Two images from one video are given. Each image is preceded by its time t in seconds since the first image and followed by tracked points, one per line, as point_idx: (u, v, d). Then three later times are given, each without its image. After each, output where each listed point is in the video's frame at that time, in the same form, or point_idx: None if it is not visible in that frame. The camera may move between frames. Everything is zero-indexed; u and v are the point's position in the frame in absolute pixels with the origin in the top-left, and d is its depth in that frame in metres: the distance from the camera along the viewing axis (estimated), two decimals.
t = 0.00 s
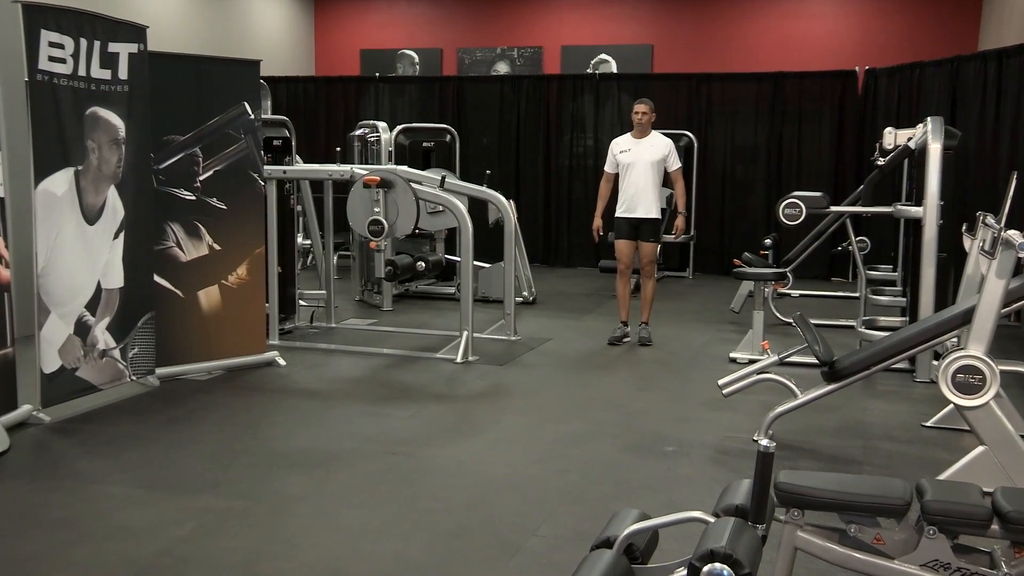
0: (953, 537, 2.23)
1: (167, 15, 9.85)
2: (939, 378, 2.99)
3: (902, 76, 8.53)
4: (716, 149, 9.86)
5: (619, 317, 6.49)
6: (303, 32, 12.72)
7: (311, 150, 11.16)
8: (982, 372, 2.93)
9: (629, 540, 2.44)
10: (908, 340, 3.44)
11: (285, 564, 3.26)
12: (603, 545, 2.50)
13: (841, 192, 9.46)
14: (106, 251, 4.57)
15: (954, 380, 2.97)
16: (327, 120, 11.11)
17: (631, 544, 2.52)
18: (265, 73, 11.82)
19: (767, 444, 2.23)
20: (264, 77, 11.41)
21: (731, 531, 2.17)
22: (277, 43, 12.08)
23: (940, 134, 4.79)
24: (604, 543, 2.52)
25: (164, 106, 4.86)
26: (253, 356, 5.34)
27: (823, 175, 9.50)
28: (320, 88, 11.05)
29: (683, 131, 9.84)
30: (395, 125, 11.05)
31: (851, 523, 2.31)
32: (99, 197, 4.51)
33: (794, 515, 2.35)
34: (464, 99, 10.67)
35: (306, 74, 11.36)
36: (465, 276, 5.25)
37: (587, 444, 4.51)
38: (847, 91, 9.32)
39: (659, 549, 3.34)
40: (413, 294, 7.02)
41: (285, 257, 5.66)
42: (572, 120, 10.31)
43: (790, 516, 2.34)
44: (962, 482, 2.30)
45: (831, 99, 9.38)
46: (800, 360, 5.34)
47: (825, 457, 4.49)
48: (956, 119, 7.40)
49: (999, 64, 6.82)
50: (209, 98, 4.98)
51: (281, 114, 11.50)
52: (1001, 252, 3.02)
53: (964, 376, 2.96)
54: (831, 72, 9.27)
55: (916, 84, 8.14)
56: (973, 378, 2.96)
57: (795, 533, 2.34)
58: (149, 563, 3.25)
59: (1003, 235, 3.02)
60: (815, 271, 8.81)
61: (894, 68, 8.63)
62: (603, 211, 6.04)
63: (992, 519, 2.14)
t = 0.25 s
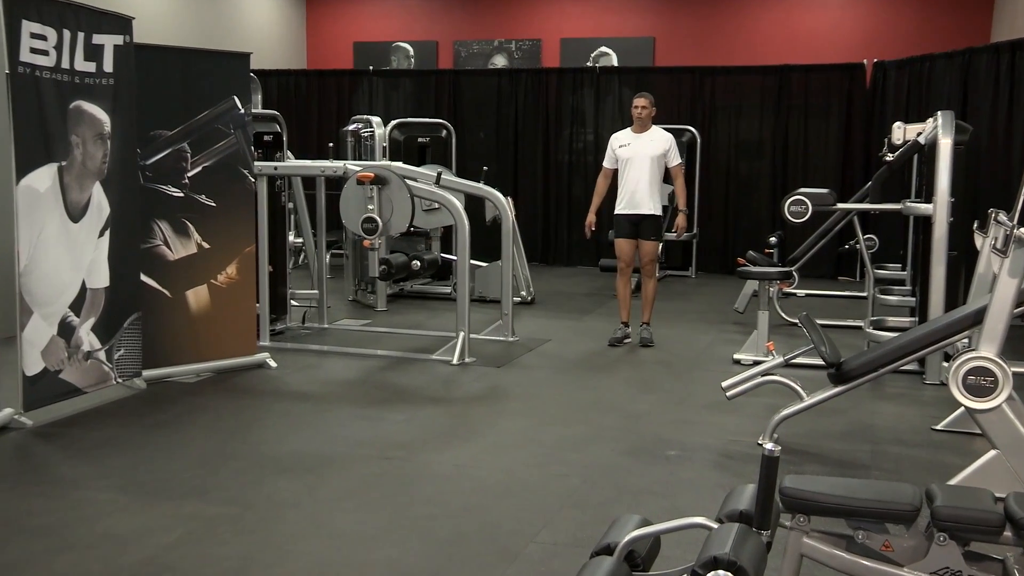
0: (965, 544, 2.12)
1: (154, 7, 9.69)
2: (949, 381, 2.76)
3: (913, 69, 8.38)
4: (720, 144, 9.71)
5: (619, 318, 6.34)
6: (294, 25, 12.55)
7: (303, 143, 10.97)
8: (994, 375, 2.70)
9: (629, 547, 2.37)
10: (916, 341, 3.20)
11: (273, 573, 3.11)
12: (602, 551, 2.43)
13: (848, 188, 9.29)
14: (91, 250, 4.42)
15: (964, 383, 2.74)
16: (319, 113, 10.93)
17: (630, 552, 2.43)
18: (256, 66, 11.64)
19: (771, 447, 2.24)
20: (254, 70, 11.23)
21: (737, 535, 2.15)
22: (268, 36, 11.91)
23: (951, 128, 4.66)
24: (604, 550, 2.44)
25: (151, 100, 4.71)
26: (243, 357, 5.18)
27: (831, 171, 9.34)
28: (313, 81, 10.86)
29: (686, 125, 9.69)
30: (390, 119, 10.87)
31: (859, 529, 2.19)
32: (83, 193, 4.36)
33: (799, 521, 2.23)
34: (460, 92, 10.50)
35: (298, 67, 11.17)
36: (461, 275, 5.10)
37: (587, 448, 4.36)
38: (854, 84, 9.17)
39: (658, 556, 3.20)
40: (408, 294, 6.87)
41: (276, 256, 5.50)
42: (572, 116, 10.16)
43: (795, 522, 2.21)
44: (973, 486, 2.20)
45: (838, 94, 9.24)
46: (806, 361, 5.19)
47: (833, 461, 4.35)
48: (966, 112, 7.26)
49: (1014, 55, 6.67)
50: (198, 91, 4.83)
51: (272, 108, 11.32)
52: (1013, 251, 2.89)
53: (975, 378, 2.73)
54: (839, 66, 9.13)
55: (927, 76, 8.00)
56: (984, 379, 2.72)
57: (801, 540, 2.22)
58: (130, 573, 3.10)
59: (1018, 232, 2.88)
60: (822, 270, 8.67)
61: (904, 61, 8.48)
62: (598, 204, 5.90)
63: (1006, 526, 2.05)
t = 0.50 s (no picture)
0: (979, 553, 2.07)
1: None
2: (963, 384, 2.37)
3: (924, 60, 8.21)
4: (726, 139, 9.55)
5: (621, 318, 6.17)
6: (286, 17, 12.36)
7: (296, 137, 10.77)
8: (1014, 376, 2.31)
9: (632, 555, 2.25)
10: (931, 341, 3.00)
11: None
12: (601, 560, 2.33)
13: (858, 182, 9.11)
14: (75, 248, 4.26)
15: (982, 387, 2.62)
16: (312, 106, 10.74)
17: (634, 560, 2.33)
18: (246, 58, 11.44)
19: (780, 451, 2.11)
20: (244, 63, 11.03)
21: (744, 542, 2.11)
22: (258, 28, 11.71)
23: (965, 122, 4.50)
24: (607, 558, 2.33)
25: (136, 93, 4.54)
26: (232, 360, 5.01)
27: (841, 166, 9.16)
28: (306, 73, 10.68)
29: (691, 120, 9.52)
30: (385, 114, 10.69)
31: (870, 536, 2.15)
32: (66, 189, 4.19)
33: (808, 529, 2.19)
34: (457, 86, 10.32)
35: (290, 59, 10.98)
36: (458, 274, 4.94)
37: (589, 453, 4.19)
38: (864, 77, 8.99)
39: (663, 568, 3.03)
40: (404, 294, 6.70)
41: (268, 255, 5.34)
42: (573, 111, 10.01)
43: (804, 529, 2.17)
44: (988, 494, 2.14)
45: (846, 86, 9.06)
46: (814, 363, 5.02)
47: (844, 467, 4.18)
48: (981, 104, 7.10)
49: None
50: (185, 84, 4.67)
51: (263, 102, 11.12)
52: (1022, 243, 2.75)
53: (991, 381, 2.35)
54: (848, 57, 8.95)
55: (940, 67, 7.85)
56: (1001, 382, 2.34)
57: (811, 549, 2.17)
58: None
59: None
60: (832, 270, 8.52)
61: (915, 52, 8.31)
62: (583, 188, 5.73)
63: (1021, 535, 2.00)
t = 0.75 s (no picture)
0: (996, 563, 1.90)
1: None
2: (977, 387, 2.60)
3: (939, 52, 8.02)
4: (732, 135, 9.32)
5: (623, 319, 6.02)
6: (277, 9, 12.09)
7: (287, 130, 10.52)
8: None
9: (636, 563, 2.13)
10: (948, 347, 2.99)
11: None
12: (602, 568, 2.21)
13: (868, 178, 8.89)
14: (60, 247, 4.11)
15: (993, 390, 2.58)
16: (304, 98, 10.48)
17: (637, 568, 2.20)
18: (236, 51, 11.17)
19: (787, 456, 1.93)
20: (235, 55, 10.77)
21: (750, 551, 1.94)
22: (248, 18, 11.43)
23: (979, 116, 4.36)
24: (608, 566, 2.21)
25: (124, 86, 4.39)
26: (223, 361, 4.87)
27: (850, 160, 8.94)
28: (298, 65, 10.40)
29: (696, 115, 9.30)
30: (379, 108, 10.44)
31: (880, 544, 1.98)
32: (51, 185, 4.04)
33: (816, 536, 2.03)
34: (454, 79, 10.08)
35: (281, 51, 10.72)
36: (456, 273, 4.79)
37: (592, 458, 4.04)
38: (875, 70, 8.78)
39: None
40: (399, 295, 6.54)
41: (259, 253, 5.19)
42: (574, 105, 9.77)
43: (812, 536, 2.01)
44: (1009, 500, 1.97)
45: (856, 79, 8.85)
46: (822, 365, 4.87)
47: (856, 472, 4.03)
48: (996, 99, 6.94)
49: None
50: (174, 77, 4.53)
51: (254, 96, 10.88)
52: None
53: (1004, 384, 2.57)
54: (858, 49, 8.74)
55: (953, 63, 7.72)
56: (1015, 385, 2.56)
57: (818, 557, 2.02)
58: None
59: None
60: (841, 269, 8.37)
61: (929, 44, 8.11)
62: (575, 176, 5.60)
63: None
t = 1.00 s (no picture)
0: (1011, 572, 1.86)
1: None
2: (992, 390, 2.51)
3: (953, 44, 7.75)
4: (738, 128, 8.99)
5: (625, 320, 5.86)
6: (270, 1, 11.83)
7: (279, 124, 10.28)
8: None
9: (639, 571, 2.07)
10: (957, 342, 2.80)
11: None
12: None
13: (881, 172, 8.58)
14: (42, 245, 3.95)
15: (1009, 393, 2.48)
16: (295, 92, 10.23)
17: None
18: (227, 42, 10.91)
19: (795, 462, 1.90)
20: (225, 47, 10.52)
21: (757, 558, 1.85)
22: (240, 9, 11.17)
23: (995, 109, 4.21)
24: None
25: (108, 79, 4.23)
26: (212, 364, 4.71)
27: (862, 155, 8.61)
28: (289, 57, 10.17)
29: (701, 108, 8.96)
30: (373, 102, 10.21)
31: (891, 551, 1.99)
32: (32, 181, 3.88)
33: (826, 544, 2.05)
34: (451, 72, 9.84)
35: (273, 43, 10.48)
36: (453, 272, 4.63)
37: (592, 464, 3.88)
38: (887, 63, 8.44)
39: None
40: (395, 295, 6.37)
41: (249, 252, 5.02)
42: (575, 98, 9.51)
43: (822, 544, 2.03)
44: None
45: (867, 70, 8.53)
46: (831, 367, 4.71)
47: (867, 478, 3.88)
48: (1011, 93, 6.74)
49: None
50: (160, 68, 4.36)
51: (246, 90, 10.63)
52: None
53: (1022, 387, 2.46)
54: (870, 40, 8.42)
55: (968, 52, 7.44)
56: None
57: (828, 564, 2.03)
58: None
59: None
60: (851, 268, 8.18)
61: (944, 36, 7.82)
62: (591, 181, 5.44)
63: None
